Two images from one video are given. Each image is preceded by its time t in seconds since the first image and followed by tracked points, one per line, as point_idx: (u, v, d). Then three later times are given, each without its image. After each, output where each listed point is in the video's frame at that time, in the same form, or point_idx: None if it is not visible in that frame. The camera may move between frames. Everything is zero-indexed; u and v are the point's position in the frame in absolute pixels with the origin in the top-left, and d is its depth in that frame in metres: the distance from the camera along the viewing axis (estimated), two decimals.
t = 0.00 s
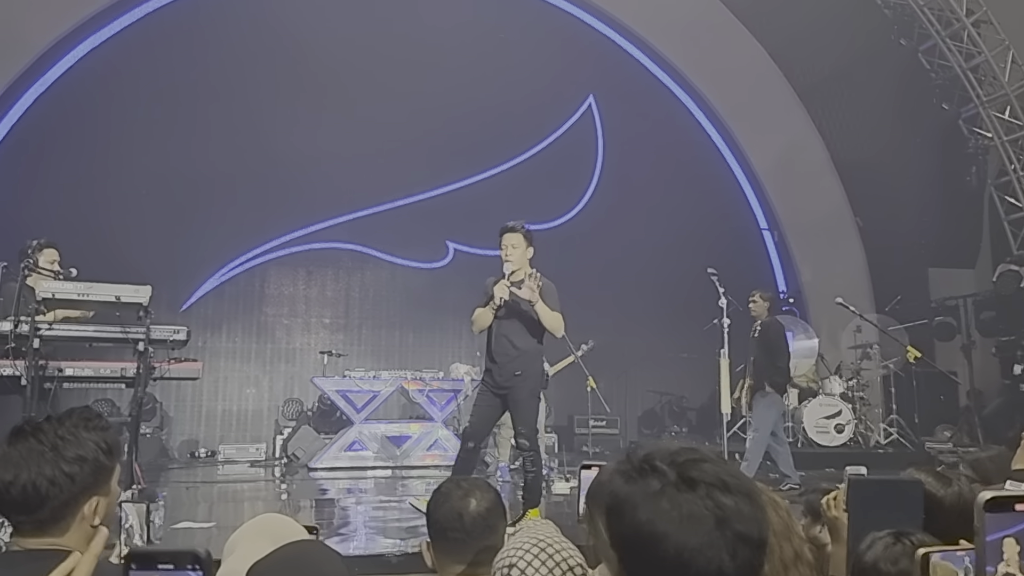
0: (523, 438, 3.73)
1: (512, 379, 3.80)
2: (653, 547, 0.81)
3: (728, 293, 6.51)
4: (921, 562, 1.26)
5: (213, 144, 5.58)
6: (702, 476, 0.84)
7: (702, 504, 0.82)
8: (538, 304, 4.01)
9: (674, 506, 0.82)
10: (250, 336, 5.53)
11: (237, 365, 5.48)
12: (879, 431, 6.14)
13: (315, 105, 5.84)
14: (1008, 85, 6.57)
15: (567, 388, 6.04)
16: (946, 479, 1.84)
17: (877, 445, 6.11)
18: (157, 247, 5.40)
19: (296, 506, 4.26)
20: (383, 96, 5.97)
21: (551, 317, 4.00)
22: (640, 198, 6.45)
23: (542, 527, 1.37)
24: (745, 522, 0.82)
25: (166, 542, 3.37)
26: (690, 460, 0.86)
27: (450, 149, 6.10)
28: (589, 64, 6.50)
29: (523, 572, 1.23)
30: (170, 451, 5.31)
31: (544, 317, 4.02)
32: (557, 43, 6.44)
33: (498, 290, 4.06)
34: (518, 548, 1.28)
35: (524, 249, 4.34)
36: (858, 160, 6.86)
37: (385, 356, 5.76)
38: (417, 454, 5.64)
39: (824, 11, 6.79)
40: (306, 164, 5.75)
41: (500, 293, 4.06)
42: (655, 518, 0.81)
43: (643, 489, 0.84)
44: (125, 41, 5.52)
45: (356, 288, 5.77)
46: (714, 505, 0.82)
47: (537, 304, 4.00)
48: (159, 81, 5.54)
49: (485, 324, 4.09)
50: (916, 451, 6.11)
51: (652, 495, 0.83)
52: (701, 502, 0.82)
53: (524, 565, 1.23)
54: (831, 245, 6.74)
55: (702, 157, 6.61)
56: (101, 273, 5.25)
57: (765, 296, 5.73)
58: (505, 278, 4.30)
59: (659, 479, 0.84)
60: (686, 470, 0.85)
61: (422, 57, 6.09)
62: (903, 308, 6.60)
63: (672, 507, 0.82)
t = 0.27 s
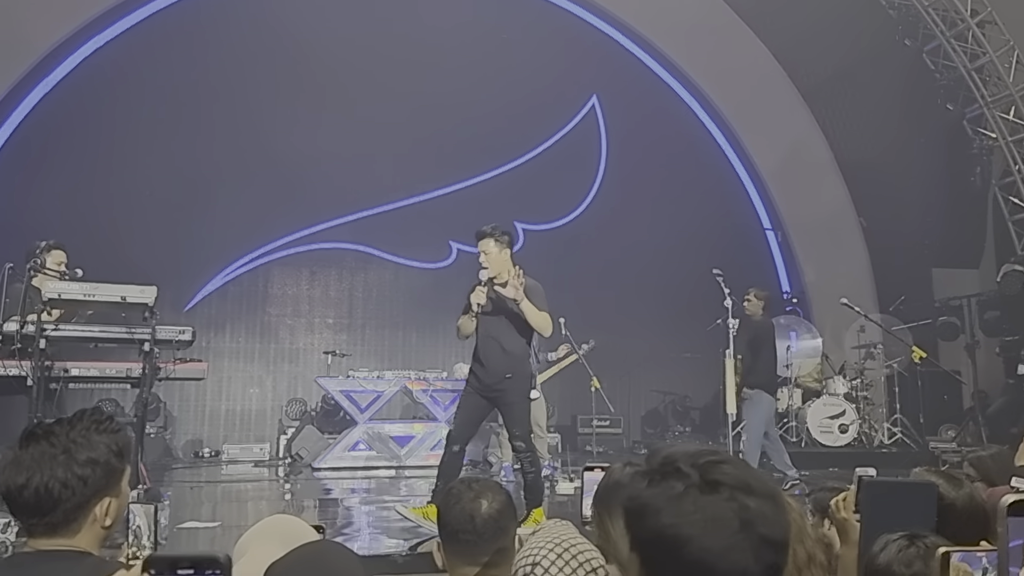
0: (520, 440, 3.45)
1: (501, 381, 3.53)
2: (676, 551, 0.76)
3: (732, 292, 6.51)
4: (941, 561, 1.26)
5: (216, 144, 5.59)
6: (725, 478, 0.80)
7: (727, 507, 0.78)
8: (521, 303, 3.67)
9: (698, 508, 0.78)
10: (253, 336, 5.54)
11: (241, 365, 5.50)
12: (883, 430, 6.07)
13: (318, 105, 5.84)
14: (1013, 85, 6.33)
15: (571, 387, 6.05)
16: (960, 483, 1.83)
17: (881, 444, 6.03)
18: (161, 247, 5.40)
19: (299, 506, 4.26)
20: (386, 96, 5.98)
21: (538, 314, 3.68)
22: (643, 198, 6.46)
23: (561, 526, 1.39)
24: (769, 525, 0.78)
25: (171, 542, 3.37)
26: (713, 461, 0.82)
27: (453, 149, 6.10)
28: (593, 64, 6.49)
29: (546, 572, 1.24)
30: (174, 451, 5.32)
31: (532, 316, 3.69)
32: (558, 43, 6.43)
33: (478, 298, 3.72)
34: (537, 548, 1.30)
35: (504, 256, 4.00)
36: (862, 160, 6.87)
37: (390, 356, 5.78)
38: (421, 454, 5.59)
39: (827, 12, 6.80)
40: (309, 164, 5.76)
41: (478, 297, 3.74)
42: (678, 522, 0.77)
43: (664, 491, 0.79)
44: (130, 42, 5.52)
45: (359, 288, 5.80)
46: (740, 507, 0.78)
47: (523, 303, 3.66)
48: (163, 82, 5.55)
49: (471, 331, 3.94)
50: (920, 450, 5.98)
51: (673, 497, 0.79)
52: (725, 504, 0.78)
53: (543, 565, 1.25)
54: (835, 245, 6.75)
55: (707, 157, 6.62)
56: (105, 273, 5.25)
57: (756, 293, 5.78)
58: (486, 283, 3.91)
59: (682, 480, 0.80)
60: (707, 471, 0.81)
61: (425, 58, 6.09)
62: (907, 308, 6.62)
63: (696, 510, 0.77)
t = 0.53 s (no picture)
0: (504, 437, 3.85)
1: (480, 379, 3.86)
2: (704, 539, 0.84)
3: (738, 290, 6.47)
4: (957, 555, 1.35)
5: (219, 143, 5.58)
6: (748, 472, 0.88)
7: (752, 500, 0.85)
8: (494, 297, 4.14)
9: (723, 503, 0.85)
10: (256, 335, 5.52)
11: (243, 364, 5.48)
12: (887, 430, 6.24)
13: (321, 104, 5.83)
14: (1017, 83, 6.55)
15: (574, 386, 6.07)
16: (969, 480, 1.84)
17: (885, 443, 6.23)
18: (163, 245, 5.38)
19: (302, 505, 4.25)
20: (389, 95, 5.97)
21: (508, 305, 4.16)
22: (647, 197, 6.43)
23: (582, 522, 1.52)
24: (794, 518, 0.86)
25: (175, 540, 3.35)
26: (735, 456, 0.90)
27: (457, 148, 6.09)
28: (596, 63, 6.48)
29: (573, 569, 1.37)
30: (177, 450, 5.29)
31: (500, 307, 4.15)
32: (560, 42, 6.42)
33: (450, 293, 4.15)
34: (563, 543, 1.42)
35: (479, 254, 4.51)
36: (865, 158, 6.84)
37: (393, 355, 5.77)
38: (424, 453, 5.80)
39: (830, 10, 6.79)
40: (314, 163, 5.75)
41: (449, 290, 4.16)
42: (706, 514, 0.85)
43: (689, 485, 0.87)
44: (132, 41, 5.52)
45: (362, 287, 5.78)
46: (762, 499, 0.86)
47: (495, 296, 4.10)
48: (165, 80, 5.54)
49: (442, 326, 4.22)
50: (923, 449, 6.13)
51: (699, 491, 0.86)
52: (749, 494, 0.86)
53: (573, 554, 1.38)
54: (838, 244, 6.73)
55: (709, 156, 6.59)
56: (109, 270, 5.25)
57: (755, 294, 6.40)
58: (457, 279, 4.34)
59: (706, 474, 0.88)
60: (732, 465, 0.89)
61: (428, 57, 6.09)
62: (911, 307, 6.58)
63: (722, 504, 0.85)
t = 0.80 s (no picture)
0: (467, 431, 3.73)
1: (451, 370, 3.81)
2: (720, 533, 0.84)
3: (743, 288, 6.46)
4: None
5: (222, 141, 5.57)
6: (764, 466, 0.87)
7: (768, 495, 0.84)
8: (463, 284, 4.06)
9: (740, 498, 0.84)
10: (259, 334, 5.52)
11: (246, 362, 5.47)
12: (892, 428, 6.01)
13: (323, 102, 5.82)
14: None
15: (578, 386, 6.09)
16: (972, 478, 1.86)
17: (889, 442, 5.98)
18: (166, 243, 5.37)
19: (305, 503, 4.24)
20: (393, 94, 5.96)
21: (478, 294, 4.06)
22: (651, 196, 6.41)
23: (594, 517, 1.51)
24: (811, 513, 0.85)
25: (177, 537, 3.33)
26: (749, 450, 0.89)
27: (460, 145, 6.07)
28: (600, 61, 6.47)
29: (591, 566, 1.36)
30: (180, 448, 5.27)
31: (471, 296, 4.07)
32: (564, 40, 6.41)
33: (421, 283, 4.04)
34: (577, 540, 1.42)
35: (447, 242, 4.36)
36: (870, 156, 6.83)
37: (395, 353, 5.78)
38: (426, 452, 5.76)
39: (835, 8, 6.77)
40: (317, 161, 5.75)
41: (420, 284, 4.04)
42: (722, 509, 0.84)
43: (705, 480, 0.87)
44: (135, 39, 5.51)
45: (365, 286, 5.78)
46: (779, 494, 0.85)
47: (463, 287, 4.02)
48: (168, 79, 5.54)
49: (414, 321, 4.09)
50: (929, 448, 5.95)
51: (714, 486, 0.86)
52: (766, 488, 0.85)
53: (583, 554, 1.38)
54: (842, 242, 6.72)
55: (713, 154, 6.59)
56: (112, 267, 5.22)
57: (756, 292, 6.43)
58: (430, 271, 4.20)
59: (722, 469, 0.87)
60: (748, 459, 0.88)
61: (431, 55, 6.07)
62: (915, 305, 6.56)
63: (739, 499, 0.84)
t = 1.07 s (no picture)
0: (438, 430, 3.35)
1: (433, 369, 3.41)
2: (736, 531, 0.83)
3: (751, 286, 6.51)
4: None
5: (229, 141, 5.58)
6: (777, 462, 0.86)
7: (782, 492, 0.84)
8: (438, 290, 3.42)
9: (755, 495, 0.84)
10: (267, 332, 5.54)
11: (254, 362, 5.49)
12: (901, 428, 5.72)
13: (330, 101, 5.82)
14: None
15: (586, 386, 6.06)
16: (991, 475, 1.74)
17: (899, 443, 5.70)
18: (175, 243, 5.38)
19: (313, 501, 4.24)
20: (400, 93, 5.96)
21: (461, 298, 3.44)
22: (658, 194, 6.42)
23: (602, 514, 1.49)
24: (824, 510, 0.84)
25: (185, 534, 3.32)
26: (762, 447, 0.88)
27: (468, 145, 6.07)
28: (607, 60, 6.45)
29: (613, 567, 1.34)
30: (189, 447, 5.30)
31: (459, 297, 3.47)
32: (571, 38, 6.39)
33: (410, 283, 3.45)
34: (588, 542, 1.39)
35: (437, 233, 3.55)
36: (879, 154, 6.80)
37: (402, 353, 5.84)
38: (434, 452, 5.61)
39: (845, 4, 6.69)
40: (324, 160, 5.75)
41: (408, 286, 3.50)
42: (736, 507, 0.83)
43: (718, 478, 0.85)
44: (144, 40, 5.52)
45: (373, 284, 5.81)
46: (793, 490, 0.84)
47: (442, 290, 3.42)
48: (177, 79, 5.54)
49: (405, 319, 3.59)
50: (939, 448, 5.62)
51: (728, 484, 0.85)
52: (780, 485, 0.84)
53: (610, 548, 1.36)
54: (852, 241, 6.69)
55: (721, 153, 6.58)
56: (121, 266, 5.25)
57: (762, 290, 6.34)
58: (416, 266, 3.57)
59: (735, 466, 0.86)
60: (760, 454, 0.87)
61: (438, 53, 6.07)
62: (926, 303, 6.57)
63: (754, 497, 0.83)
